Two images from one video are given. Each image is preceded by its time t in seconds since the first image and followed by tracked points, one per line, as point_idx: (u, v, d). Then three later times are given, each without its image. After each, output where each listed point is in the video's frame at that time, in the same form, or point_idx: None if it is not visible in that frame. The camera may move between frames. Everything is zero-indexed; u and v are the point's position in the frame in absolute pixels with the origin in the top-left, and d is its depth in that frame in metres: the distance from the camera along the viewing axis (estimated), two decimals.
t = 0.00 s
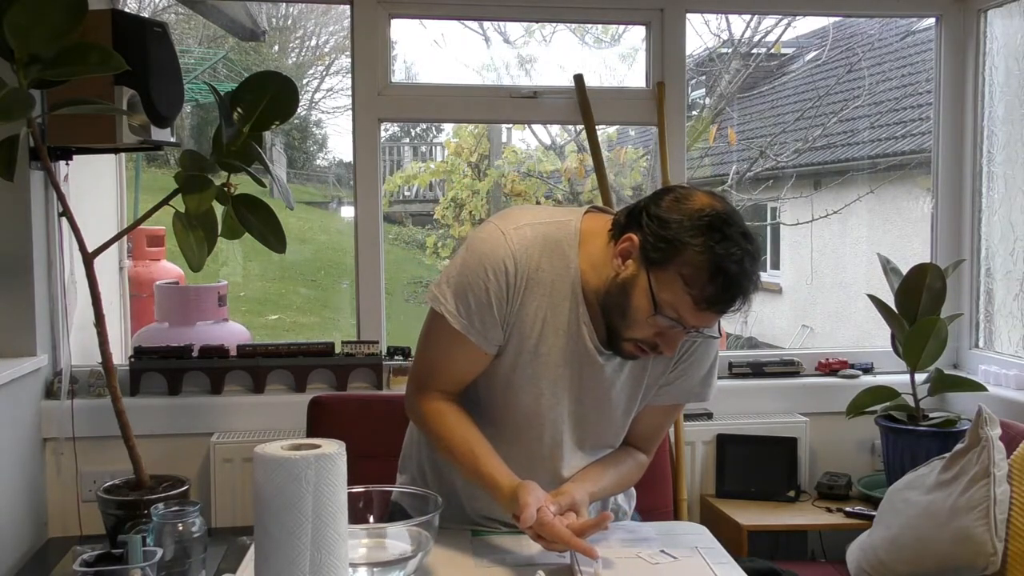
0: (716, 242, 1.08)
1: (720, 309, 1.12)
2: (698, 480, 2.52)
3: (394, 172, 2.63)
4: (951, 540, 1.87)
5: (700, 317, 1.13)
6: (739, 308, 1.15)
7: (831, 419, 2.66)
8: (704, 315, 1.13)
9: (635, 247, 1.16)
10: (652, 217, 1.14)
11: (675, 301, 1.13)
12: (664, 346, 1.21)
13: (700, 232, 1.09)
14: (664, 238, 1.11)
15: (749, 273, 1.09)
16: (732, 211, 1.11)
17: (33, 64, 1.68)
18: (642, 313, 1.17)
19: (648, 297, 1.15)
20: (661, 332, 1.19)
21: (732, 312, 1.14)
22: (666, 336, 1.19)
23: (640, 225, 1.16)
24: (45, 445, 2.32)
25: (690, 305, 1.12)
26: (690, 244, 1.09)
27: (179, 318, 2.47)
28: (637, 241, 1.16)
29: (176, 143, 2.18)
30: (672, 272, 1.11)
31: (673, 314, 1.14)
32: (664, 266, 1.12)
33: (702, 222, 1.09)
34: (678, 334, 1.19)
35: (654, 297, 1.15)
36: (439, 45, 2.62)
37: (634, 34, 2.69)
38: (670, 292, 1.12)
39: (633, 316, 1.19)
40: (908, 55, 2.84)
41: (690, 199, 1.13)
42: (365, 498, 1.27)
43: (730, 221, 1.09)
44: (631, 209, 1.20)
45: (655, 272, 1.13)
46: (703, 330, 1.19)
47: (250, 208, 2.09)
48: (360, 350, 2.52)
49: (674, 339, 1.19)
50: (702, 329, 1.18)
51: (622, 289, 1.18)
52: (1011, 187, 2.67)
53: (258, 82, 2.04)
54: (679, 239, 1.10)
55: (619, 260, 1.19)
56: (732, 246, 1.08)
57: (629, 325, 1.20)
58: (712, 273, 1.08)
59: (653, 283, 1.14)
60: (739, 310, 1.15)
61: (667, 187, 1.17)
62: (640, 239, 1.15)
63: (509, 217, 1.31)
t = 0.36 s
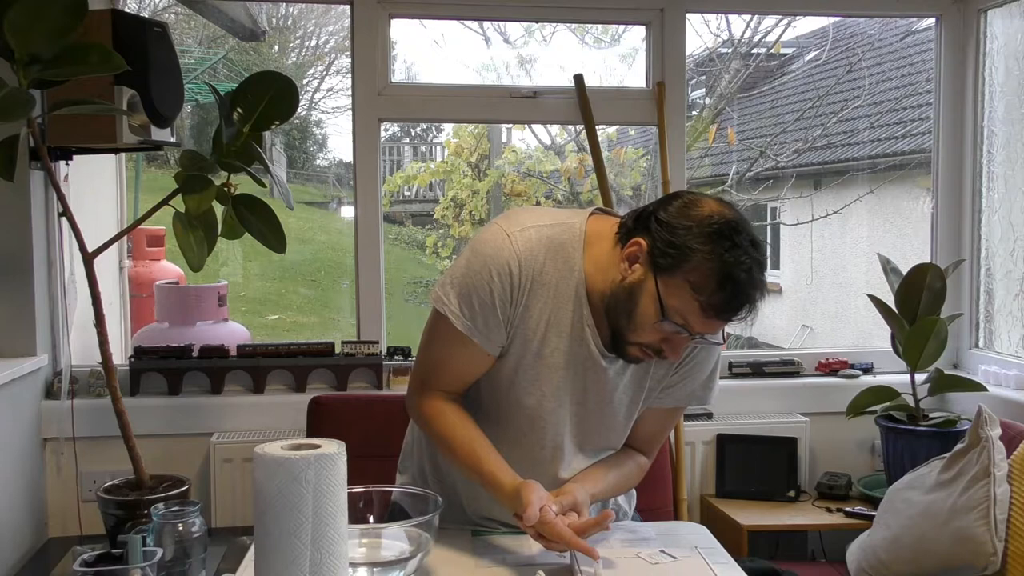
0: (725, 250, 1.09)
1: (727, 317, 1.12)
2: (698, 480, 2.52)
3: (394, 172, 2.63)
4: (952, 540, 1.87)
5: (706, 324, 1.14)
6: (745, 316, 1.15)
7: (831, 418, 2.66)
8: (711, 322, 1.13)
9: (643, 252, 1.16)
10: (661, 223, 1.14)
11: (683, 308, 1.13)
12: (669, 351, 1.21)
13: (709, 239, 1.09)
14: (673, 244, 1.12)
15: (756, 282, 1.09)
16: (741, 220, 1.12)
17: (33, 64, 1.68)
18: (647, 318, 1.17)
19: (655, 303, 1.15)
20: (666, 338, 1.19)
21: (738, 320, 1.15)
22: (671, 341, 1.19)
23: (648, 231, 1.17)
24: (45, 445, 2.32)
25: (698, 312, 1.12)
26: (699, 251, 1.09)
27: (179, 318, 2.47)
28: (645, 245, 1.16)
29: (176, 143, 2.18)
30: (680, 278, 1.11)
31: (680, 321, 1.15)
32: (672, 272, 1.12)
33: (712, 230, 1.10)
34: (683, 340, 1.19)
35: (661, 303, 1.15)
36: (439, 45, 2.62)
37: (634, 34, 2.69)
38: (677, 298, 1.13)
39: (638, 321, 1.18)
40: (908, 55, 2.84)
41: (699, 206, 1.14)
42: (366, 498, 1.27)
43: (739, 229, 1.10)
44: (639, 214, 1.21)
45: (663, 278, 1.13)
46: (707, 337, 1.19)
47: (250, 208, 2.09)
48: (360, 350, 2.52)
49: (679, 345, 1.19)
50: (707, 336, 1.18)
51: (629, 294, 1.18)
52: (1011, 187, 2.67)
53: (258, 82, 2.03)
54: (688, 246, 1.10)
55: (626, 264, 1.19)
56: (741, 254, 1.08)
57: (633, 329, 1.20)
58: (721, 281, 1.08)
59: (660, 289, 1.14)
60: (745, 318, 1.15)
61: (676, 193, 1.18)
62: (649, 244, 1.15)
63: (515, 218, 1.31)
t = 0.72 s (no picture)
0: (730, 248, 1.09)
1: (731, 315, 1.12)
2: (697, 480, 2.52)
3: (394, 172, 2.63)
4: (951, 540, 1.87)
5: (710, 322, 1.14)
6: (749, 315, 1.15)
7: (831, 419, 2.66)
8: (715, 320, 1.14)
9: (647, 249, 1.16)
10: (666, 221, 1.15)
11: (686, 304, 1.13)
12: (673, 348, 1.21)
13: (714, 237, 1.10)
14: (677, 242, 1.12)
15: (760, 280, 1.10)
16: (746, 219, 1.12)
17: (33, 64, 1.68)
18: (651, 315, 1.17)
19: (659, 300, 1.15)
20: (669, 335, 1.19)
21: (742, 318, 1.15)
22: (675, 339, 1.19)
23: (653, 228, 1.17)
24: (45, 445, 2.32)
25: (702, 310, 1.12)
26: (703, 249, 1.10)
27: (179, 317, 2.47)
28: (650, 243, 1.16)
29: (177, 143, 2.19)
30: (684, 276, 1.11)
31: (683, 318, 1.15)
32: (676, 270, 1.12)
33: (716, 228, 1.10)
34: (686, 338, 1.19)
35: (665, 300, 1.15)
36: (439, 45, 2.62)
37: (634, 34, 2.69)
38: (681, 295, 1.13)
39: (642, 318, 1.18)
40: (908, 55, 2.84)
41: (704, 204, 1.14)
42: (366, 498, 1.27)
43: (744, 228, 1.10)
44: (643, 212, 1.21)
45: (667, 275, 1.13)
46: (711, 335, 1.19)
47: (250, 208, 2.09)
48: (360, 350, 2.52)
49: (682, 342, 1.19)
50: (710, 334, 1.18)
51: (633, 291, 1.18)
52: (1011, 187, 2.67)
53: (258, 82, 2.03)
54: (693, 244, 1.10)
55: (630, 261, 1.18)
56: (745, 253, 1.09)
57: (637, 326, 1.20)
58: (725, 278, 1.08)
59: (664, 286, 1.14)
60: (749, 316, 1.16)
61: (680, 192, 1.18)
62: (653, 241, 1.15)
63: (517, 216, 1.31)
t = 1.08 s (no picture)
0: (735, 249, 1.09)
1: (735, 316, 1.12)
2: (698, 480, 2.52)
3: (394, 172, 2.63)
4: (952, 540, 1.87)
5: (714, 323, 1.14)
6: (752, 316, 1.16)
7: (831, 419, 2.66)
8: (719, 321, 1.14)
9: (651, 249, 1.16)
10: (671, 222, 1.15)
11: (691, 305, 1.13)
12: (675, 349, 1.21)
13: (719, 238, 1.10)
14: (682, 243, 1.12)
15: (765, 282, 1.09)
16: (750, 220, 1.12)
17: (33, 64, 1.68)
18: (654, 315, 1.17)
19: (663, 301, 1.15)
20: (673, 336, 1.19)
21: (745, 320, 1.15)
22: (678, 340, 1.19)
23: (657, 229, 1.17)
24: (45, 445, 2.32)
25: (706, 311, 1.12)
26: (708, 249, 1.10)
27: (179, 317, 2.47)
28: (654, 243, 1.16)
29: (177, 143, 2.19)
30: (688, 276, 1.11)
31: (687, 319, 1.14)
32: (681, 270, 1.12)
33: (721, 229, 1.10)
34: (690, 338, 1.19)
35: (669, 301, 1.15)
36: (439, 45, 2.62)
37: (634, 34, 2.69)
38: (685, 296, 1.13)
39: (645, 318, 1.18)
40: (908, 55, 2.84)
41: (709, 206, 1.14)
42: (365, 498, 1.27)
43: (749, 229, 1.10)
44: (647, 213, 1.21)
45: (672, 276, 1.13)
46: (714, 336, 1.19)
47: (250, 208, 2.09)
48: (360, 350, 2.52)
49: (685, 342, 1.19)
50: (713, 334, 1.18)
51: (636, 291, 1.18)
52: (1011, 187, 2.67)
53: (258, 82, 2.03)
54: (698, 245, 1.10)
55: (633, 262, 1.18)
56: (750, 254, 1.08)
57: (639, 327, 1.20)
58: (730, 279, 1.08)
59: (668, 287, 1.14)
60: (752, 318, 1.16)
61: (684, 193, 1.18)
62: (658, 242, 1.15)
63: (519, 216, 1.31)
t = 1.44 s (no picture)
0: (735, 246, 1.09)
1: (735, 313, 1.12)
2: (698, 480, 2.52)
3: (394, 172, 2.63)
4: (951, 540, 1.87)
5: (714, 321, 1.14)
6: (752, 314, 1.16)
7: (831, 419, 2.66)
8: (719, 318, 1.13)
9: (651, 247, 1.16)
10: (671, 219, 1.15)
11: (691, 303, 1.13)
12: (675, 346, 1.21)
13: (719, 235, 1.10)
14: (682, 240, 1.12)
15: (765, 278, 1.10)
16: (750, 217, 1.12)
17: (33, 64, 1.68)
18: (654, 312, 1.17)
19: (662, 298, 1.15)
20: (672, 333, 1.19)
21: (745, 317, 1.15)
22: (678, 338, 1.18)
23: (657, 226, 1.17)
24: (45, 445, 2.32)
25: (706, 308, 1.12)
26: (708, 246, 1.10)
27: (178, 317, 2.47)
28: (654, 240, 1.16)
29: (177, 143, 2.19)
30: (689, 273, 1.11)
31: (687, 316, 1.14)
32: (682, 267, 1.12)
33: (722, 225, 1.10)
34: (690, 336, 1.19)
35: (669, 298, 1.14)
36: (439, 45, 2.62)
37: (634, 34, 2.69)
38: (685, 293, 1.12)
39: (645, 315, 1.18)
40: (908, 55, 2.84)
41: (709, 202, 1.14)
42: (365, 498, 1.27)
43: (749, 227, 1.10)
44: (647, 210, 1.21)
45: (672, 273, 1.13)
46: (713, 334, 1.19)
47: (250, 208, 2.09)
48: (360, 350, 2.52)
49: (685, 340, 1.19)
50: (712, 332, 1.18)
51: (636, 288, 1.17)
52: (1011, 187, 2.67)
53: (258, 82, 2.03)
54: (698, 241, 1.10)
55: (634, 259, 1.18)
56: (750, 251, 1.09)
57: (639, 324, 1.19)
58: (730, 276, 1.08)
59: (669, 284, 1.14)
60: (751, 316, 1.16)
61: (684, 191, 1.18)
62: (658, 239, 1.15)
63: (519, 214, 1.31)
